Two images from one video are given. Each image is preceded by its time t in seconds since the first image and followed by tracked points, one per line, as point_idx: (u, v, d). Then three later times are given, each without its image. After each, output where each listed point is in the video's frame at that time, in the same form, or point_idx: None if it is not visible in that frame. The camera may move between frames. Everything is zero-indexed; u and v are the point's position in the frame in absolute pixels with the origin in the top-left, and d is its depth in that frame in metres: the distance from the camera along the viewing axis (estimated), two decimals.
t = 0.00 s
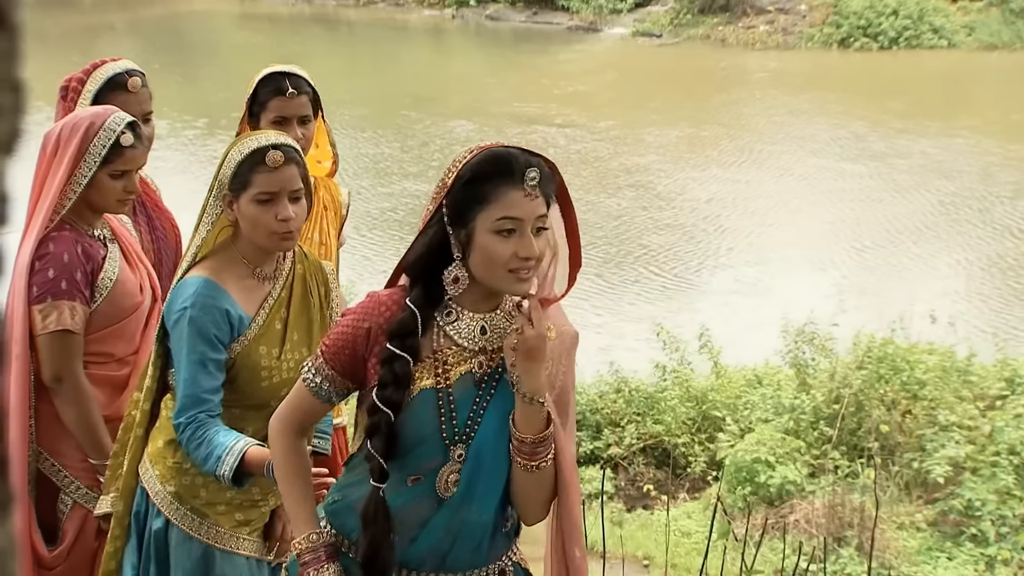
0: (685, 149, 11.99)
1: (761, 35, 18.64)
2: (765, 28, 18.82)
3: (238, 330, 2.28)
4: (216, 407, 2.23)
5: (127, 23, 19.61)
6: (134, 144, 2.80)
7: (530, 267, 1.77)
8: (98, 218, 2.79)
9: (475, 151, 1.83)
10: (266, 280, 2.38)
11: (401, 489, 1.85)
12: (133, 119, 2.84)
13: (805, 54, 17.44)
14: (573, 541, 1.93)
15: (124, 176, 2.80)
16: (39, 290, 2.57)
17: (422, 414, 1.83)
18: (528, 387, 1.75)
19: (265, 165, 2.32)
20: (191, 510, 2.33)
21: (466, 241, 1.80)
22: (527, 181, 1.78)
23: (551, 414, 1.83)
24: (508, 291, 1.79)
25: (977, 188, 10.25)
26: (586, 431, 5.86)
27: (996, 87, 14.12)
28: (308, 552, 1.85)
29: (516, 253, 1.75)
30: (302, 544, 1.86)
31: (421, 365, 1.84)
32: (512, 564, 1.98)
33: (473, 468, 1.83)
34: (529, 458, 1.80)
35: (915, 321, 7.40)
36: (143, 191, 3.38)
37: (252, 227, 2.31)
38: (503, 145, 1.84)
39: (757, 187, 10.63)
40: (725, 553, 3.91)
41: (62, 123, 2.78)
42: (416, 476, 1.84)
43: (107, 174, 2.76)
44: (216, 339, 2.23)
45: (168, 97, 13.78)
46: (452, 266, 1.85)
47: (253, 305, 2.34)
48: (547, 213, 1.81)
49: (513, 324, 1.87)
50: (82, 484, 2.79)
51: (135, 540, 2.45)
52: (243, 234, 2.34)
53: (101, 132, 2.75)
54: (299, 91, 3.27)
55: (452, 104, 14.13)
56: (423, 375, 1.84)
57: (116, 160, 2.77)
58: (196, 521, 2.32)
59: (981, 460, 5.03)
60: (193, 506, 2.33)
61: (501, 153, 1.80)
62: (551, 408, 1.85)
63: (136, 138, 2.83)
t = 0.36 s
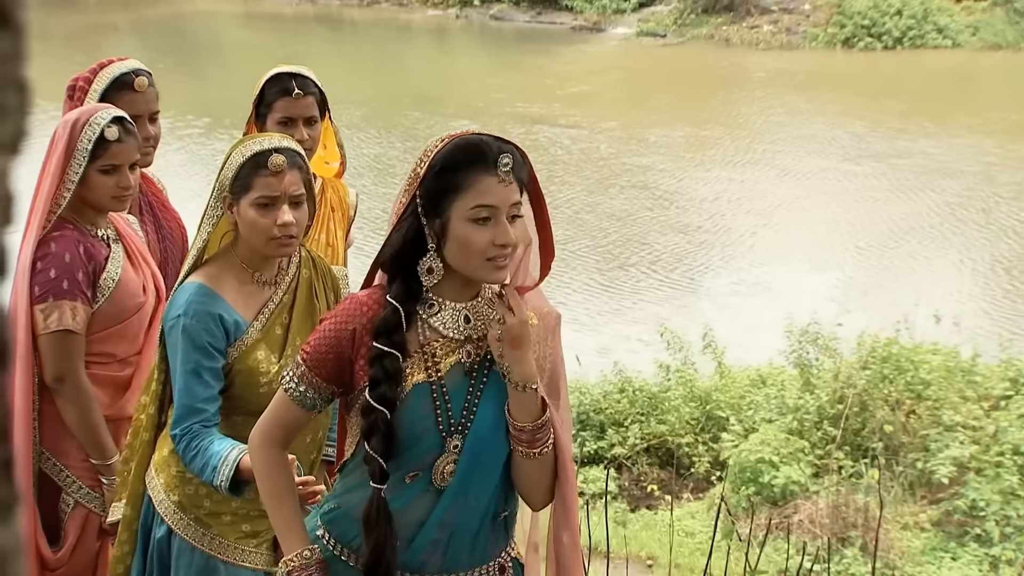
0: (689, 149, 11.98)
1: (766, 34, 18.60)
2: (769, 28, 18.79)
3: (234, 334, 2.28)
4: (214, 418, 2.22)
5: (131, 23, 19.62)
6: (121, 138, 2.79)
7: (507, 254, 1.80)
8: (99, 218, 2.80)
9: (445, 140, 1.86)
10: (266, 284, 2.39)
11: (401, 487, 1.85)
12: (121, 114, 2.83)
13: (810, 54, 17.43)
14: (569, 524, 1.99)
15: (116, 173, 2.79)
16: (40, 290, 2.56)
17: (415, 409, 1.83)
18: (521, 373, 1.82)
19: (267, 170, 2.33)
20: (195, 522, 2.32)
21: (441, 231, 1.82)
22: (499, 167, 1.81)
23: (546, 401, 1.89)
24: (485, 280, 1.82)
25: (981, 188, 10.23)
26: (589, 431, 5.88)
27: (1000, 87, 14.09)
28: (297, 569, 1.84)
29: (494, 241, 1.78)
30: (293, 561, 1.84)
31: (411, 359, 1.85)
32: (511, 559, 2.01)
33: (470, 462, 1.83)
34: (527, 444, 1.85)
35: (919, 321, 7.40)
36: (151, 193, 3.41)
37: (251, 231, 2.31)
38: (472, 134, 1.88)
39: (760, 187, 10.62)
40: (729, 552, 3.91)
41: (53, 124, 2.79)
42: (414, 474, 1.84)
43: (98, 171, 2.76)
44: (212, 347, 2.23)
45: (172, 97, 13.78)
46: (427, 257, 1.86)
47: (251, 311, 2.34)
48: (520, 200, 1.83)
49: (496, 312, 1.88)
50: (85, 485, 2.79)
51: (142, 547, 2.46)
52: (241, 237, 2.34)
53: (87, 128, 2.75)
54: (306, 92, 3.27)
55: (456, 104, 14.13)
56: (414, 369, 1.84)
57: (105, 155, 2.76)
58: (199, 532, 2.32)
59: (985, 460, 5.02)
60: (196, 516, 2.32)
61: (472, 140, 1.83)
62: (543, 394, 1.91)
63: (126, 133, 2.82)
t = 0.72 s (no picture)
0: (692, 149, 11.98)
1: (769, 34, 18.57)
2: (773, 28, 18.77)
3: (221, 339, 2.28)
4: (200, 425, 2.21)
5: (135, 22, 19.62)
6: (112, 136, 2.79)
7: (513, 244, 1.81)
8: (100, 217, 2.81)
9: (449, 133, 1.87)
10: (254, 287, 2.38)
11: (428, 481, 1.85)
12: (112, 112, 2.83)
13: (813, 54, 17.41)
14: (598, 505, 2.00)
15: (111, 171, 2.79)
16: (34, 292, 2.56)
17: (437, 402, 1.83)
18: (545, 360, 1.84)
19: (253, 174, 2.33)
20: (190, 530, 2.33)
21: (446, 224, 1.83)
22: (503, 158, 1.81)
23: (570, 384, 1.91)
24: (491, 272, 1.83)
25: (984, 188, 10.23)
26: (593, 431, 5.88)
27: (1004, 87, 14.06)
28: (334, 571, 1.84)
29: (498, 233, 1.78)
30: (329, 564, 1.84)
31: (430, 352, 1.85)
32: (534, 553, 2.02)
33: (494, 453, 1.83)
34: (554, 429, 1.87)
35: (923, 320, 7.40)
36: (156, 193, 3.44)
37: (237, 235, 2.31)
38: (476, 125, 1.88)
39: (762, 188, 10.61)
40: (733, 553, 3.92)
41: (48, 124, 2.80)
42: (440, 466, 1.84)
43: (92, 169, 2.76)
44: (198, 354, 2.22)
45: (175, 96, 13.80)
46: (435, 250, 1.87)
47: (240, 314, 2.34)
48: (524, 191, 1.84)
49: (508, 300, 1.91)
50: (78, 485, 2.79)
51: (139, 554, 2.46)
52: (229, 241, 2.34)
53: (79, 128, 2.75)
54: (310, 93, 3.27)
55: (459, 104, 14.13)
56: (432, 363, 1.84)
57: (96, 153, 2.76)
58: (195, 541, 2.32)
59: (988, 461, 5.04)
60: (191, 526, 2.33)
61: (474, 132, 1.84)
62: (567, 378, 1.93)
63: (119, 131, 2.82)
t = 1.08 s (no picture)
0: (695, 149, 11.97)
1: (772, 35, 18.57)
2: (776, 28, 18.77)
3: (204, 335, 2.28)
4: (184, 421, 2.20)
5: (138, 22, 19.62)
6: (112, 136, 2.79)
7: (501, 240, 1.82)
8: (102, 218, 2.81)
9: (436, 130, 1.87)
10: (238, 282, 2.38)
11: (430, 483, 1.84)
12: (112, 113, 2.83)
13: (817, 54, 17.41)
14: (611, 489, 2.08)
15: (112, 171, 2.79)
16: (34, 292, 2.55)
17: (441, 404, 1.82)
18: (558, 356, 1.89)
19: (234, 171, 2.33)
20: (188, 525, 2.33)
21: (434, 220, 1.83)
22: (491, 155, 1.81)
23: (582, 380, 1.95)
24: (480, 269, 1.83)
25: (987, 189, 10.22)
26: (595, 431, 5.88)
27: (1007, 87, 14.05)
28: None
29: (486, 229, 1.79)
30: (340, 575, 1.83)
31: (429, 352, 1.85)
32: (525, 546, 2.06)
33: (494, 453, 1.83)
34: (569, 423, 1.94)
35: (926, 320, 7.40)
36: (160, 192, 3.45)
37: (219, 233, 2.32)
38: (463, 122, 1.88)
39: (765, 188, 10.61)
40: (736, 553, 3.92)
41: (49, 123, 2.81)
42: (443, 468, 1.83)
43: (93, 170, 2.76)
44: (180, 352, 2.21)
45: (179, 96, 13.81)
46: (423, 247, 1.88)
47: (224, 310, 2.33)
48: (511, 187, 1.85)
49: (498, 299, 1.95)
50: (78, 486, 2.79)
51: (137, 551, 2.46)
52: (212, 237, 2.34)
53: (79, 128, 2.75)
54: (313, 94, 3.27)
55: (462, 104, 14.14)
56: (433, 363, 1.84)
57: (96, 154, 2.76)
58: (193, 535, 2.32)
59: (992, 461, 5.04)
60: (188, 520, 2.33)
61: (462, 129, 1.84)
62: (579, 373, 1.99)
63: (119, 131, 2.82)
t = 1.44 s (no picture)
0: (700, 150, 11.96)
1: (779, 34, 18.51)
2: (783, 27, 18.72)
3: (211, 327, 2.28)
4: (189, 412, 2.19)
5: (145, 22, 19.64)
6: (122, 136, 2.80)
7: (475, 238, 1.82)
8: (110, 218, 2.81)
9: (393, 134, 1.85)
10: (245, 275, 2.38)
11: (419, 486, 1.83)
12: (121, 112, 2.84)
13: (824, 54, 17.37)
14: (594, 471, 2.11)
15: (121, 171, 2.80)
16: (45, 292, 2.56)
17: (434, 410, 1.81)
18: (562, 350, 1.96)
19: (243, 163, 2.33)
20: (195, 515, 2.33)
21: (403, 227, 1.82)
22: (450, 154, 1.80)
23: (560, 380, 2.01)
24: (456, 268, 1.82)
25: (993, 188, 10.20)
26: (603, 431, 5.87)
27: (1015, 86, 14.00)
28: None
29: (455, 229, 1.78)
30: None
31: (417, 359, 1.83)
32: (506, 541, 2.07)
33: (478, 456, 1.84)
34: (562, 412, 2.00)
35: (933, 320, 7.40)
36: (168, 192, 3.46)
37: (230, 225, 2.31)
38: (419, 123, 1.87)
39: (770, 189, 10.60)
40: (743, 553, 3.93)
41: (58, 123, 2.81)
42: (431, 471, 1.83)
43: (102, 170, 2.77)
44: (187, 343, 2.22)
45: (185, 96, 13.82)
46: (394, 254, 1.85)
47: (231, 302, 2.33)
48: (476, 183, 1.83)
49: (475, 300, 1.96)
50: (89, 486, 2.81)
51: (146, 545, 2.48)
52: (219, 231, 2.34)
53: (88, 128, 2.76)
54: (319, 94, 3.28)
55: (468, 104, 14.14)
56: (422, 369, 1.82)
57: (107, 154, 2.77)
58: (201, 525, 2.33)
59: (999, 462, 5.03)
60: (196, 510, 2.33)
61: (418, 131, 1.82)
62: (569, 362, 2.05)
63: (128, 131, 2.83)
